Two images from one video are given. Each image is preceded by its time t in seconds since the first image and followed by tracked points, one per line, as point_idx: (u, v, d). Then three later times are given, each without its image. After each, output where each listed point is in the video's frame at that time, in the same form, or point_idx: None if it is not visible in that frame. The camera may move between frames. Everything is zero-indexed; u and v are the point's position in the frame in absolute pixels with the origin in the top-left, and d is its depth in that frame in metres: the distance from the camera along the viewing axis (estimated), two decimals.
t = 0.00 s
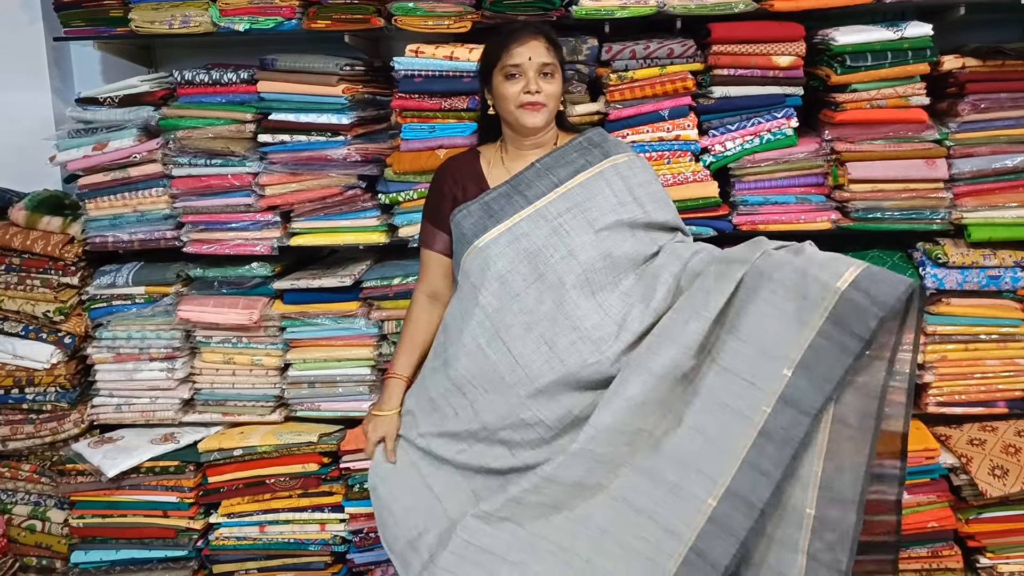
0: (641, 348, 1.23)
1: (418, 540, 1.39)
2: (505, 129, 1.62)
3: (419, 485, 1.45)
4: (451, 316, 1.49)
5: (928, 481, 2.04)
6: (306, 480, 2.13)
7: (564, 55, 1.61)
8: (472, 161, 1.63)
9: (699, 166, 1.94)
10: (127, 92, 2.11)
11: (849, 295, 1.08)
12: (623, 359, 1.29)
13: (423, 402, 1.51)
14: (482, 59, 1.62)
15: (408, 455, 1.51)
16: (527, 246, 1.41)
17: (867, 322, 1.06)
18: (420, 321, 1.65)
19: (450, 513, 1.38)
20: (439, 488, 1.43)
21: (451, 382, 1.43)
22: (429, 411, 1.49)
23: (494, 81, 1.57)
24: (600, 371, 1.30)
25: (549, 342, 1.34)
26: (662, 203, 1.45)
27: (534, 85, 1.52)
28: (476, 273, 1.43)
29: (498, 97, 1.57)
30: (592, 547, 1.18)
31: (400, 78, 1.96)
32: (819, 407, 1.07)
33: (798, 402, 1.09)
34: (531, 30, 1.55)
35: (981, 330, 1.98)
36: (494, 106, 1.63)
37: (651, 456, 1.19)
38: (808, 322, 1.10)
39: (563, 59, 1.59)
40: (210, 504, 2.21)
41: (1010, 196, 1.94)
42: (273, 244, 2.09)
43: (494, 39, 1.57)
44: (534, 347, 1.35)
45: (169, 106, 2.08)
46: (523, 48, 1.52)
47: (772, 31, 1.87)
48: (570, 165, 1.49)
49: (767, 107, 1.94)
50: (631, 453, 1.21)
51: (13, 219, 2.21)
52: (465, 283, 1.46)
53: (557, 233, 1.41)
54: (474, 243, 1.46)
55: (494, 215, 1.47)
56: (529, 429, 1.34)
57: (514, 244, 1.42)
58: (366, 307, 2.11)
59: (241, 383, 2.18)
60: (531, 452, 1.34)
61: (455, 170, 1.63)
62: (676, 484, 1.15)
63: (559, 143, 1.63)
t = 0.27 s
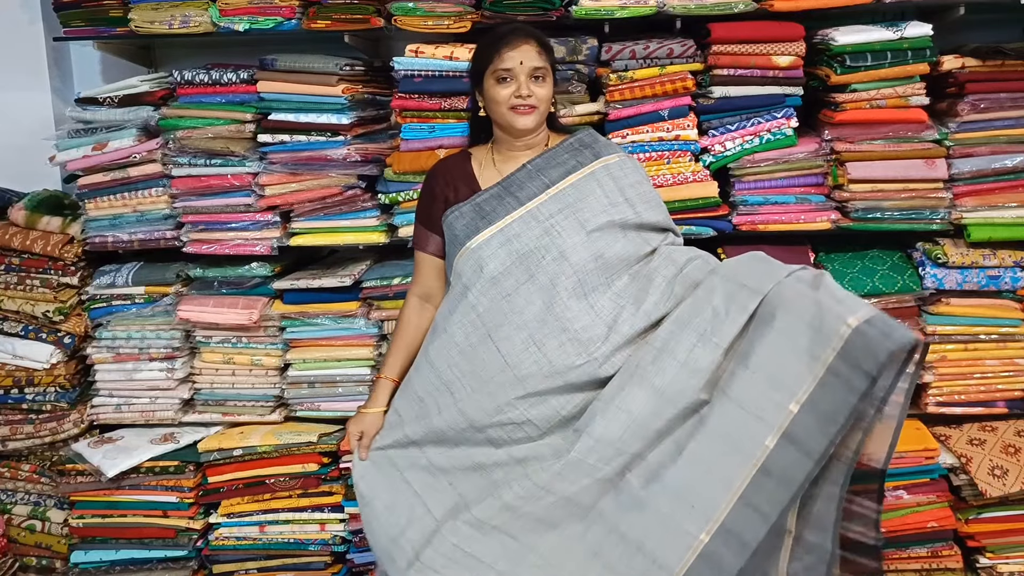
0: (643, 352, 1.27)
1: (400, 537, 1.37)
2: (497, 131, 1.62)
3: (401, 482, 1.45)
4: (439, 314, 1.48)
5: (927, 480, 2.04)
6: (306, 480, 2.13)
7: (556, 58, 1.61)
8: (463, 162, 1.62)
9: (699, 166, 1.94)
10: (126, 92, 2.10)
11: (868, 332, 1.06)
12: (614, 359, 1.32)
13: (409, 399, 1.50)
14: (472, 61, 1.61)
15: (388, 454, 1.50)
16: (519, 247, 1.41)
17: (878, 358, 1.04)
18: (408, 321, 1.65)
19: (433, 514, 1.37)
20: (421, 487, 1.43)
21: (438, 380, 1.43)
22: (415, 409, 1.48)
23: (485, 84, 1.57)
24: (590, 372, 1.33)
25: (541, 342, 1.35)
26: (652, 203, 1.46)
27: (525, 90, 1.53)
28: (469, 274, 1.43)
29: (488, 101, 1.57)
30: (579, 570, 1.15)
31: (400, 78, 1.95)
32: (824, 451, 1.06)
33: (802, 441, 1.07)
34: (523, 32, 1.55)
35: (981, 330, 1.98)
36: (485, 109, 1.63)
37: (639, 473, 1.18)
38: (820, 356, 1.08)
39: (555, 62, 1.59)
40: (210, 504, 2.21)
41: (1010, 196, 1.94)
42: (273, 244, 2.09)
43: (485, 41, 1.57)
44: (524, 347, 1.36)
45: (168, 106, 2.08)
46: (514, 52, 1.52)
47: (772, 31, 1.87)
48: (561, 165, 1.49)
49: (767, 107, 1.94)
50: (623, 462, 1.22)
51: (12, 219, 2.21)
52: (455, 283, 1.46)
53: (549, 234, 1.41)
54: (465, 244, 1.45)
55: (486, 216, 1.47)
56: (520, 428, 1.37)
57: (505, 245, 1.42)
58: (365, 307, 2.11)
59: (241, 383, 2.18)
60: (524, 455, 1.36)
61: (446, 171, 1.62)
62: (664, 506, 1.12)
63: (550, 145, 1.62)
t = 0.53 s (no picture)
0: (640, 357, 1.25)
1: (398, 544, 1.39)
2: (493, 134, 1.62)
3: (400, 487, 1.46)
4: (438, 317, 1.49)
5: (928, 483, 2.04)
6: (307, 482, 2.13)
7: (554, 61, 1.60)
8: (461, 165, 1.62)
9: (699, 168, 1.94)
10: (127, 94, 2.11)
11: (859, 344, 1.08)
12: (613, 362, 1.31)
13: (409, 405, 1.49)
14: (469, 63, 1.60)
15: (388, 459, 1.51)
16: (517, 250, 1.41)
17: (869, 369, 1.07)
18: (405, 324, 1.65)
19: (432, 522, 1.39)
20: (421, 493, 1.44)
21: (437, 383, 1.44)
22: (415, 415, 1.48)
23: (482, 89, 1.57)
24: (589, 376, 1.31)
25: (539, 345, 1.35)
26: (649, 207, 1.47)
27: (523, 95, 1.53)
28: (466, 276, 1.43)
29: (486, 105, 1.57)
30: None
31: (400, 80, 1.95)
32: (823, 454, 1.07)
33: (798, 444, 1.08)
34: (521, 36, 1.54)
35: (982, 332, 1.98)
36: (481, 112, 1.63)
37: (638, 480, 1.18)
38: (817, 364, 1.10)
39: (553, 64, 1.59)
40: (211, 506, 2.21)
41: (1011, 197, 1.94)
42: (273, 246, 2.09)
43: (482, 44, 1.56)
44: (522, 349, 1.36)
45: (169, 108, 2.09)
46: (513, 57, 1.52)
47: (772, 33, 1.87)
48: (559, 169, 1.49)
49: (768, 108, 1.94)
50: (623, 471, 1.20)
51: (13, 221, 2.21)
52: (454, 286, 1.45)
53: (547, 237, 1.41)
54: (464, 246, 1.45)
55: (484, 219, 1.46)
56: (516, 433, 1.36)
57: (503, 248, 1.42)
58: (366, 310, 2.11)
59: (242, 385, 2.19)
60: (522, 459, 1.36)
61: (444, 174, 1.61)
62: (662, 513, 1.13)
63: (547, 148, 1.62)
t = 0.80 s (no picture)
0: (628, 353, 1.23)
1: (402, 547, 1.38)
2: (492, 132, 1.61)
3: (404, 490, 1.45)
4: (439, 319, 1.50)
5: (927, 481, 2.04)
6: (306, 481, 2.13)
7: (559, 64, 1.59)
8: (457, 164, 1.63)
9: (699, 167, 1.94)
10: (127, 92, 2.11)
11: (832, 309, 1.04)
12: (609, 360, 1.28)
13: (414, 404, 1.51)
14: (475, 62, 1.55)
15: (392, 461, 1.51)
16: (512, 248, 1.43)
17: (842, 335, 1.02)
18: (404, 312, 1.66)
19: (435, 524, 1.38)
20: (423, 496, 1.43)
21: (441, 385, 1.44)
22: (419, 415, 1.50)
23: (492, 93, 1.53)
24: (587, 372, 1.29)
25: (536, 343, 1.35)
26: (645, 204, 1.46)
27: (535, 104, 1.51)
28: (463, 275, 1.44)
29: (494, 109, 1.54)
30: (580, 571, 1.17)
31: (400, 79, 1.95)
32: (807, 430, 1.04)
33: (783, 423, 1.06)
34: (536, 42, 1.50)
35: (982, 331, 1.98)
36: (484, 112, 1.61)
37: (635, 471, 1.17)
38: (793, 338, 1.07)
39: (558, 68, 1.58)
40: (211, 504, 2.21)
41: (1011, 196, 1.94)
42: (273, 244, 2.09)
43: (494, 47, 1.51)
44: (522, 348, 1.35)
45: (169, 106, 2.09)
46: (527, 66, 1.48)
47: (772, 31, 1.87)
48: (554, 168, 1.50)
49: (768, 107, 1.93)
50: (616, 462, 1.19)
51: (13, 219, 2.21)
52: (451, 285, 1.48)
53: (542, 236, 1.43)
54: (460, 245, 1.47)
55: (480, 218, 1.49)
56: (514, 432, 1.33)
57: (499, 246, 1.43)
58: (366, 308, 2.11)
59: (242, 384, 2.18)
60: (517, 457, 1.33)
61: (439, 173, 1.62)
62: (659, 498, 1.13)
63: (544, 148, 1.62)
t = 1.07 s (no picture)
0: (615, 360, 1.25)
1: (400, 550, 1.42)
2: (489, 132, 1.60)
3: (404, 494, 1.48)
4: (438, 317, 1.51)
5: (927, 482, 2.04)
6: (306, 481, 2.13)
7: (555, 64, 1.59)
8: (455, 165, 1.61)
9: (699, 167, 1.94)
10: (127, 93, 2.11)
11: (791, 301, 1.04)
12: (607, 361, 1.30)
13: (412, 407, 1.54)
14: (475, 61, 1.55)
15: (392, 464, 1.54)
16: (510, 249, 1.42)
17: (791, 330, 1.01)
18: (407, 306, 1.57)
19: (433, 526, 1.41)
20: (422, 501, 1.46)
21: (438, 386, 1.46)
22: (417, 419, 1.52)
23: (490, 93, 1.53)
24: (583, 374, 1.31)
25: (536, 342, 1.36)
26: (643, 203, 1.46)
27: (532, 105, 1.50)
28: (461, 275, 1.45)
29: (492, 110, 1.53)
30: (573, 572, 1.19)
31: (400, 79, 1.95)
32: (771, 428, 1.03)
33: (750, 423, 1.05)
34: (533, 42, 1.50)
35: (982, 331, 1.98)
36: (482, 112, 1.60)
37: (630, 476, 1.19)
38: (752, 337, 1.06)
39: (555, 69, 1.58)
40: (211, 505, 2.21)
41: (1011, 196, 1.94)
42: (273, 245, 2.09)
43: (493, 47, 1.50)
44: (521, 347, 1.36)
45: (169, 107, 2.09)
46: (526, 66, 1.48)
47: (772, 32, 1.87)
48: (551, 168, 1.49)
49: (768, 107, 1.93)
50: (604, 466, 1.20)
51: (13, 220, 2.21)
52: (450, 285, 1.47)
53: (540, 236, 1.42)
54: (457, 245, 1.47)
55: (477, 219, 1.48)
56: (507, 435, 1.34)
57: (496, 246, 1.43)
58: (366, 309, 2.10)
59: (242, 385, 2.18)
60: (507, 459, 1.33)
61: (437, 174, 1.60)
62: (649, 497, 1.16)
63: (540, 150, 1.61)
